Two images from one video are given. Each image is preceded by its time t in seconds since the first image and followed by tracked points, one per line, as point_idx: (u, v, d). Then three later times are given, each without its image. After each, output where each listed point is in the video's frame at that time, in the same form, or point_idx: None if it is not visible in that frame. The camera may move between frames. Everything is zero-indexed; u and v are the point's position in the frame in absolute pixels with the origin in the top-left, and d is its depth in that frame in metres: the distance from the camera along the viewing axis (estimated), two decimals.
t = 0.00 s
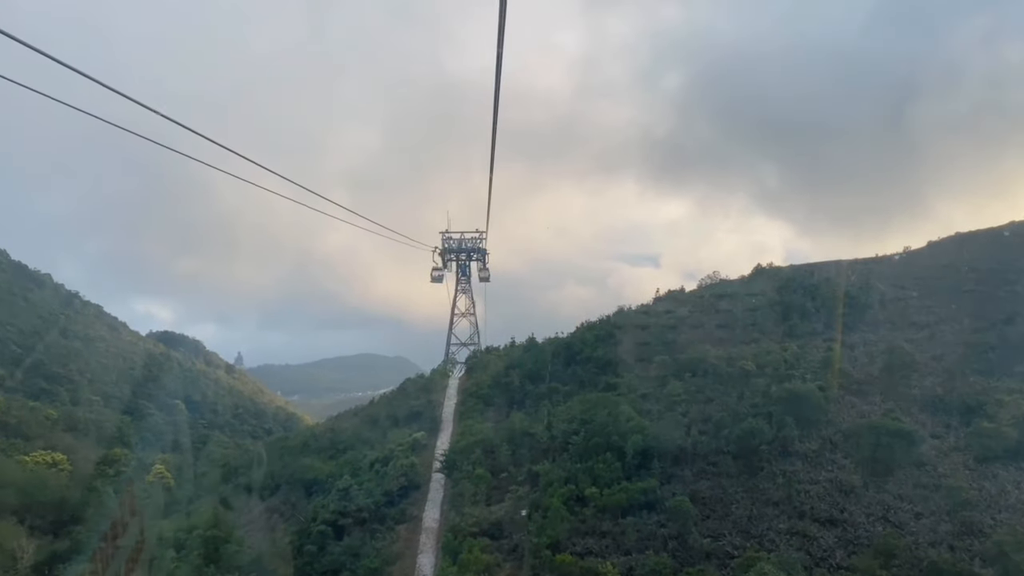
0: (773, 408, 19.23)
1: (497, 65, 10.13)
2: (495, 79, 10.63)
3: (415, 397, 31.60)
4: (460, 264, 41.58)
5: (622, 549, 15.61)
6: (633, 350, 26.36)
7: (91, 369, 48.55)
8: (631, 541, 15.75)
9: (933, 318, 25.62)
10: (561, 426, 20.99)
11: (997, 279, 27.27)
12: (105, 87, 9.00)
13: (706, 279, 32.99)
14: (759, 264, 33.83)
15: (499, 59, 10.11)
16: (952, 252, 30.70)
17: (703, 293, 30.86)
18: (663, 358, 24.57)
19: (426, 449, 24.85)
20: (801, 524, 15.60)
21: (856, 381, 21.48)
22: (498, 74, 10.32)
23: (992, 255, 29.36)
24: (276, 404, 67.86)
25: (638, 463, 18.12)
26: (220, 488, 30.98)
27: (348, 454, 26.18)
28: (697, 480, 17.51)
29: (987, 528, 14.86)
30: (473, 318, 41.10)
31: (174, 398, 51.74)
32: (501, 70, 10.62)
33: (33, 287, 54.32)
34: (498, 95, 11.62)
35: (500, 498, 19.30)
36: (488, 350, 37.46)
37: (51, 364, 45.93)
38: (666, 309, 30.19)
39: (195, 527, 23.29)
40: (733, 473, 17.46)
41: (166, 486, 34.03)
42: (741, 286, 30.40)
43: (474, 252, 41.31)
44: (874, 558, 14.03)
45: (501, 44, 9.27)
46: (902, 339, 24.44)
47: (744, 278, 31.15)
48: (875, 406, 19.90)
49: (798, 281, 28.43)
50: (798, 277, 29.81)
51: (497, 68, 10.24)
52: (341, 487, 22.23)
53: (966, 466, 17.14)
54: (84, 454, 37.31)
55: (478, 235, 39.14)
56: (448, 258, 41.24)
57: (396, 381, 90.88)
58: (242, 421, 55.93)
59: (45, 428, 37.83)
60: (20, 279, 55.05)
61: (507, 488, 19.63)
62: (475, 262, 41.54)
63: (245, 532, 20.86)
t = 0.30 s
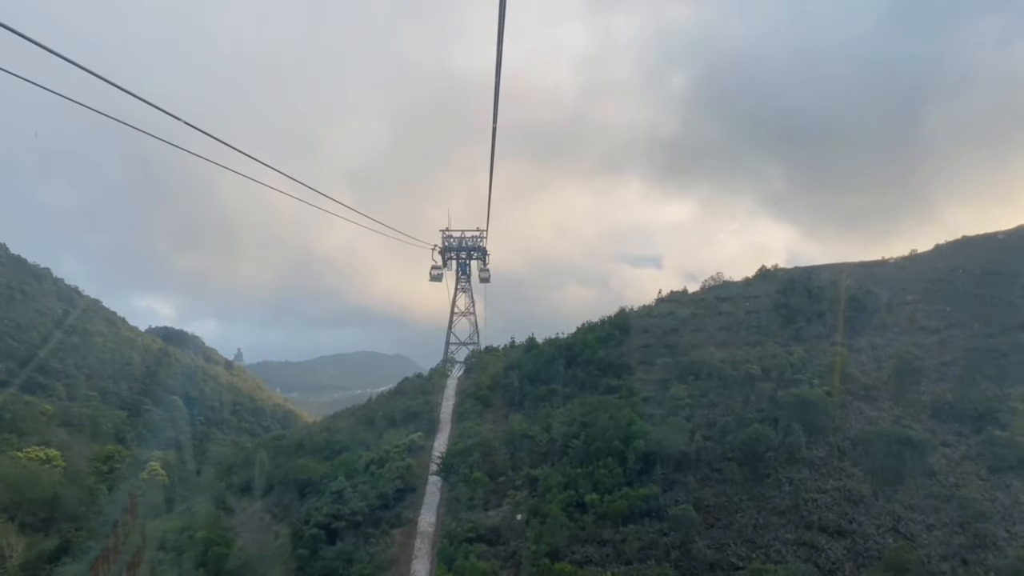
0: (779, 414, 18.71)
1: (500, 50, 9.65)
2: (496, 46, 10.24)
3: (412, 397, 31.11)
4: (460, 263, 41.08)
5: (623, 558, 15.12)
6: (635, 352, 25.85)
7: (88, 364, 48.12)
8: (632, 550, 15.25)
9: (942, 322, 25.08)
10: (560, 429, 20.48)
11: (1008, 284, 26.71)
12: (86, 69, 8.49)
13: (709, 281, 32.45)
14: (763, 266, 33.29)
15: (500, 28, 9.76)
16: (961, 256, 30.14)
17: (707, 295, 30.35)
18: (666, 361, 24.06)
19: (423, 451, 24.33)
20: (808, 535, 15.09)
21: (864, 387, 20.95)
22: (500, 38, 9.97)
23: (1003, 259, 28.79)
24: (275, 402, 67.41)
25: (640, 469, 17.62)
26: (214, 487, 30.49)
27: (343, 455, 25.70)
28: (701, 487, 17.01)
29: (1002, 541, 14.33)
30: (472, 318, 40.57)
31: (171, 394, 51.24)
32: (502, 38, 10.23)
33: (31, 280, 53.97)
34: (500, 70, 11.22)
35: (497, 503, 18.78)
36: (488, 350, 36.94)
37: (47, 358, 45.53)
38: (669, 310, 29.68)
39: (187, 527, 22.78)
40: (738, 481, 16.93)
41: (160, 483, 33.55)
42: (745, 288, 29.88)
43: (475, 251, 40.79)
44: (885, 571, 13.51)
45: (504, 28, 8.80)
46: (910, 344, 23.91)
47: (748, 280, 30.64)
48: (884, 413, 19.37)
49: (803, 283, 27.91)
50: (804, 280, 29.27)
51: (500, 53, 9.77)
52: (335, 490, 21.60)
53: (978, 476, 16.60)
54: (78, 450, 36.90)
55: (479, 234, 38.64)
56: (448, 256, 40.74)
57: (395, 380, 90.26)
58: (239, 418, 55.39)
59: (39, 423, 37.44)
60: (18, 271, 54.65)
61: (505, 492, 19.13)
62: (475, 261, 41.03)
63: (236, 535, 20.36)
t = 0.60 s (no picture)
0: (787, 421, 18.18)
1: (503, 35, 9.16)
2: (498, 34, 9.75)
3: (411, 399, 30.58)
4: (460, 263, 40.56)
5: (625, 570, 14.59)
6: (638, 356, 25.31)
7: (85, 361, 47.64)
8: (635, 561, 14.72)
9: (952, 328, 24.53)
10: (561, 434, 19.95)
11: (1020, 289, 26.14)
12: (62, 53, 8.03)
13: (713, 284, 31.91)
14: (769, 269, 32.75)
15: (501, 14, 9.27)
16: (971, 260, 29.59)
17: (711, 297, 29.82)
18: (670, 364, 23.53)
19: (421, 455, 23.83)
20: (819, 547, 14.54)
21: (873, 393, 20.41)
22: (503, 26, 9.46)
23: (1014, 263, 28.22)
24: (273, 401, 66.86)
25: (644, 476, 17.08)
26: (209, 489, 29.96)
27: (339, 458, 25.17)
28: (706, 496, 16.47)
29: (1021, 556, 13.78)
30: (472, 318, 40.05)
31: (169, 393, 50.73)
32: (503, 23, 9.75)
33: (30, 277, 53.55)
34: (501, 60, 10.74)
35: (496, 510, 18.24)
36: (488, 352, 36.41)
37: (44, 355, 45.06)
38: (673, 313, 29.15)
39: (179, 531, 22.23)
40: (745, 490, 16.41)
41: (155, 484, 33.06)
42: (750, 291, 29.34)
43: (475, 251, 40.28)
44: None
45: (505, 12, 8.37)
46: (919, 349, 23.36)
47: (753, 283, 30.11)
48: (895, 421, 18.85)
49: (810, 286, 27.38)
50: (811, 283, 28.73)
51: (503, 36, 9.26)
52: (329, 494, 21.09)
53: (993, 487, 16.06)
54: (74, 449, 36.45)
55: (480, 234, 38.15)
56: (448, 257, 40.22)
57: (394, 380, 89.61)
58: (237, 417, 54.84)
59: (34, 421, 37.01)
60: (17, 268, 54.20)
61: (504, 498, 18.60)
62: (475, 261, 40.52)
63: (229, 540, 19.83)
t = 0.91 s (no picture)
0: (796, 426, 17.66)
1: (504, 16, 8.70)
2: (500, 16, 9.21)
3: (410, 399, 30.07)
4: (461, 261, 40.02)
5: None
6: (642, 356, 24.80)
7: (83, 359, 47.11)
8: (640, 571, 14.18)
9: (962, 330, 24.00)
10: (563, 437, 19.42)
11: None
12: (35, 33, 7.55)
13: (717, 284, 31.36)
14: (774, 269, 32.21)
15: None
16: (980, 261, 29.04)
17: (716, 297, 29.30)
18: (675, 366, 23.01)
19: (419, 457, 23.33)
20: (830, 557, 14.01)
21: (883, 397, 19.90)
22: (507, 11, 8.93)
23: None
24: (272, 399, 66.32)
25: (649, 482, 16.56)
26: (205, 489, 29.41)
27: (336, 460, 24.64)
28: (713, 503, 15.94)
29: None
30: (472, 318, 39.50)
31: (168, 390, 50.22)
32: (507, 6, 9.22)
33: (29, 273, 53.03)
34: (505, 47, 10.25)
35: (495, 515, 17.71)
36: (488, 352, 35.91)
37: (43, 352, 44.57)
38: (677, 313, 28.63)
39: (172, 533, 21.67)
40: (753, 496, 15.88)
41: (151, 483, 32.51)
42: (756, 291, 28.82)
43: (476, 250, 39.75)
44: None
45: None
46: (930, 352, 22.83)
47: (758, 283, 29.58)
48: (907, 427, 18.34)
49: (817, 287, 26.85)
50: (818, 283, 28.19)
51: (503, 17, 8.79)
52: (325, 496, 20.55)
53: (1011, 495, 15.53)
54: (70, 448, 35.95)
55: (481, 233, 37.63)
56: (448, 255, 39.70)
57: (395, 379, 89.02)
58: (235, 415, 54.29)
59: (30, 419, 36.52)
60: (17, 264, 53.69)
61: (504, 503, 18.08)
62: (476, 260, 39.99)
63: (223, 543, 19.29)
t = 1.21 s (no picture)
0: (807, 434, 17.12)
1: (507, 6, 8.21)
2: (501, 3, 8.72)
3: (410, 404, 29.56)
4: (461, 264, 39.51)
5: None
6: (647, 361, 24.26)
7: (82, 362, 46.63)
8: None
9: (975, 334, 23.44)
10: (566, 446, 18.87)
11: None
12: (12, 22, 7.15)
13: (722, 287, 30.81)
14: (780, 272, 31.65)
15: None
16: (990, 264, 28.48)
17: (721, 301, 28.78)
18: (680, 371, 22.47)
19: (418, 465, 22.82)
20: (845, 571, 13.46)
21: (895, 404, 19.35)
22: None
23: None
24: (272, 403, 65.84)
25: (655, 493, 16.02)
26: (202, 497, 28.90)
27: (333, 467, 24.11)
28: (722, 514, 15.40)
29: None
30: (473, 322, 38.97)
31: (167, 395, 49.72)
32: None
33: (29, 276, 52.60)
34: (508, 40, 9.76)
35: (497, 526, 17.15)
36: (489, 356, 35.39)
37: (43, 357, 44.19)
38: (682, 317, 28.11)
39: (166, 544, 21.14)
40: (763, 508, 15.31)
41: (147, 489, 31.96)
42: (762, 295, 28.29)
43: (476, 253, 39.24)
44: None
45: None
46: (941, 357, 22.27)
47: (764, 286, 29.05)
48: (921, 435, 17.79)
49: (824, 290, 26.30)
50: (825, 286, 27.64)
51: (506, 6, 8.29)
52: (322, 506, 20.00)
53: None
54: (67, 453, 35.46)
55: (482, 235, 37.14)
56: (449, 258, 39.20)
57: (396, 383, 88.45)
58: (235, 419, 53.71)
59: (26, 424, 36.06)
60: (16, 267, 53.27)
61: (505, 513, 17.54)
62: (476, 263, 39.48)
63: (217, 554, 18.78)
